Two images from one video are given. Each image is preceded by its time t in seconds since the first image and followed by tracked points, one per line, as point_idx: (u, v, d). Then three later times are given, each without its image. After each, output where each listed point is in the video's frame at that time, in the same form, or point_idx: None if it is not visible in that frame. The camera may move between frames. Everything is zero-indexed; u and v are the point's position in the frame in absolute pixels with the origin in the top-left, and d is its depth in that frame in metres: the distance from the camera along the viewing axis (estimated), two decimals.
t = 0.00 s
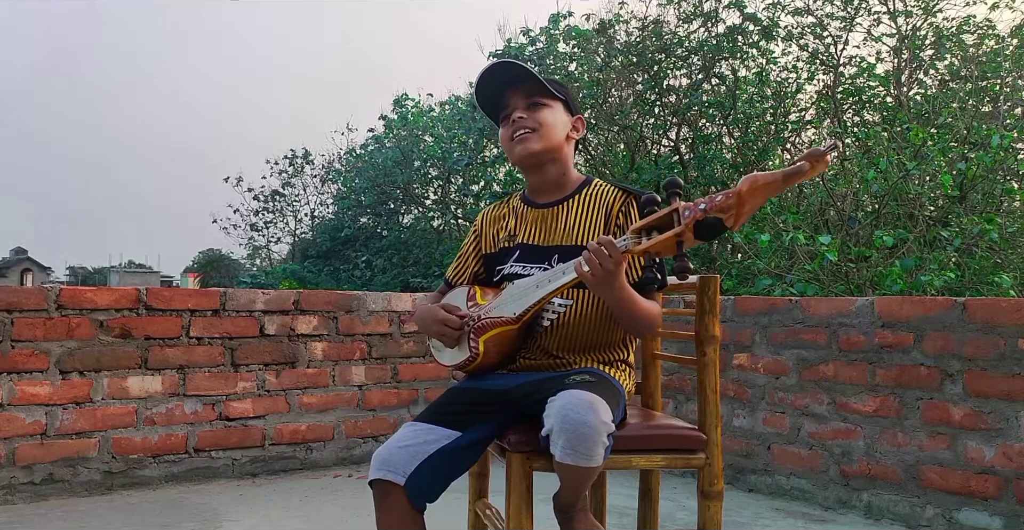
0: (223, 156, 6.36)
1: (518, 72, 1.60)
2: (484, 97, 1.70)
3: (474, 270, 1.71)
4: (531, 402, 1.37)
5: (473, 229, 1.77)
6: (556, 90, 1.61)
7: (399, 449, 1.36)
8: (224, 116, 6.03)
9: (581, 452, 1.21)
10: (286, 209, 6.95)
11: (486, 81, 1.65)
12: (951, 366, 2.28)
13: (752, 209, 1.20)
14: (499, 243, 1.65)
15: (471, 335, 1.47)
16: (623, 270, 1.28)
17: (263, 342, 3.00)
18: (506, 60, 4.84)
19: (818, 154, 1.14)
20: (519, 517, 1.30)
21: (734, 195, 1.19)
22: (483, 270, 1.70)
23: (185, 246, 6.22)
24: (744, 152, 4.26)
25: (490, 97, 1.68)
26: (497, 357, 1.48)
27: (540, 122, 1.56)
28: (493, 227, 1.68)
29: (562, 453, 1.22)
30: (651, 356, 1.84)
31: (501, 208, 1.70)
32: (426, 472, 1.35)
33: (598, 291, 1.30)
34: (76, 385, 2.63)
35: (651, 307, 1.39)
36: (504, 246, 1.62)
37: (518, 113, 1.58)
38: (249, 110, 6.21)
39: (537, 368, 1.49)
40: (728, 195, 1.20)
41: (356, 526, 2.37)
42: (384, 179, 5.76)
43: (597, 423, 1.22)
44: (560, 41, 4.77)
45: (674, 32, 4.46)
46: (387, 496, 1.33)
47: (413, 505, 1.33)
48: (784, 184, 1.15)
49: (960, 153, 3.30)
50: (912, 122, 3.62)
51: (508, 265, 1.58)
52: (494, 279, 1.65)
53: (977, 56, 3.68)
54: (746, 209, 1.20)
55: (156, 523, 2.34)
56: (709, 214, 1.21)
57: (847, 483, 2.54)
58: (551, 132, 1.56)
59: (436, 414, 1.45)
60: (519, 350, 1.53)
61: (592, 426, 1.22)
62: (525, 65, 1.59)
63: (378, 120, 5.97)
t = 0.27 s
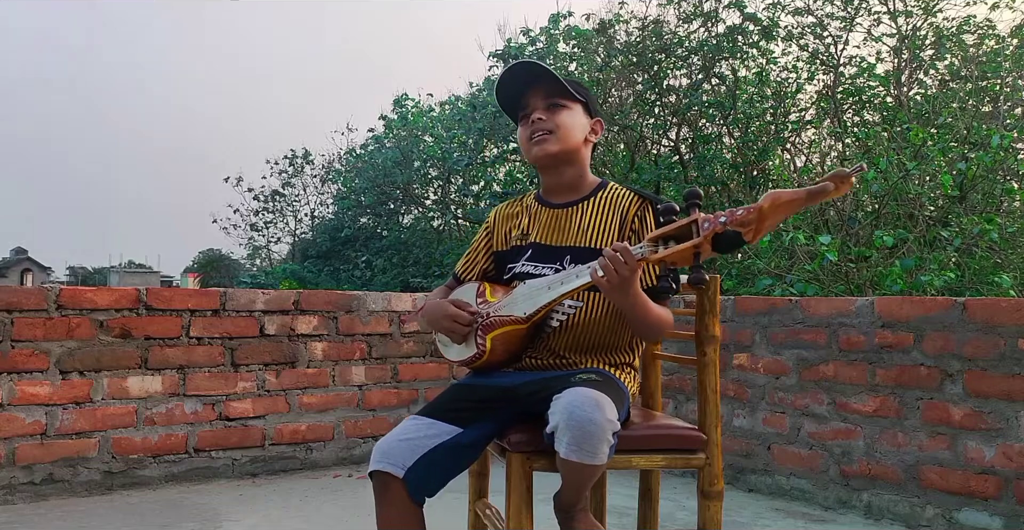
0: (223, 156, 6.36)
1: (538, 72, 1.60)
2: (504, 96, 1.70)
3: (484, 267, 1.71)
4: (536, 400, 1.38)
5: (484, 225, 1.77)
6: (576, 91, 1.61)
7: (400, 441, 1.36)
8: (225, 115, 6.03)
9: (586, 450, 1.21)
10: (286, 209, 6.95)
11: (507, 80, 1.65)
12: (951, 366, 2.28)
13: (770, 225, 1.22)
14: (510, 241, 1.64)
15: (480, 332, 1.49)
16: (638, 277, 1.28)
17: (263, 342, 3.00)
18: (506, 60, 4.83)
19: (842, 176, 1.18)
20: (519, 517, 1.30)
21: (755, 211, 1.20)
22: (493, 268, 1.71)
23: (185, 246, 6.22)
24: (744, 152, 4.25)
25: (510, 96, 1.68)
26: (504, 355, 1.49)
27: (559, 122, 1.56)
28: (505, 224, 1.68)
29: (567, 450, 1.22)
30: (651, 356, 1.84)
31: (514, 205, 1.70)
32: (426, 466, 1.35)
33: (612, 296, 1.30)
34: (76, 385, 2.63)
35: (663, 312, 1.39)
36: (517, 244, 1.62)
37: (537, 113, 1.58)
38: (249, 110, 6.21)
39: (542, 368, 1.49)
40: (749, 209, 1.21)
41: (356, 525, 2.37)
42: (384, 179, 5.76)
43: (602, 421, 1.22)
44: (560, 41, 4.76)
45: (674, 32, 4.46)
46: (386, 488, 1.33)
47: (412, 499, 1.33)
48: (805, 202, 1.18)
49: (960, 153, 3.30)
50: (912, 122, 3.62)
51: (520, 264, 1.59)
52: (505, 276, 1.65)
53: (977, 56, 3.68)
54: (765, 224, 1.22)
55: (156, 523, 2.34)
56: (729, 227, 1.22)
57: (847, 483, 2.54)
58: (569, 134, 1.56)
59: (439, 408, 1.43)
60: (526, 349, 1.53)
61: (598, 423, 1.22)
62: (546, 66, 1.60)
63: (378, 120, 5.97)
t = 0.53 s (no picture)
0: (223, 156, 6.36)
1: (555, 70, 1.59)
2: (519, 94, 1.70)
3: (490, 265, 1.70)
4: (537, 399, 1.38)
5: (493, 222, 1.76)
6: (593, 93, 1.60)
7: (399, 436, 1.37)
8: (225, 115, 6.03)
9: (586, 449, 1.21)
10: (286, 209, 6.95)
11: (522, 78, 1.65)
12: (951, 366, 2.28)
13: (788, 241, 1.22)
14: (519, 240, 1.64)
15: (484, 329, 1.49)
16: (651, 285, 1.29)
17: (263, 342, 3.00)
18: (506, 60, 4.83)
19: (864, 198, 1.16)
20: (519, 517, 1.30)
21: (773, 226, 1.20)
22: (500, 265, 1.69)
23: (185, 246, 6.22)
24: (744, 152, 4.25)
25: (526, 94, 1.67)
26: (507, 354, 1.50)
27: (573, 122, 1.55)
28: (515, 223, 1.67)
29: (567, 450, 1.22)
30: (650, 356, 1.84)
31: (524, 204, 1.68)
32: (424, 461, 1.35)
33: (623, 303, 1.30)
34: (76, 385, 2.63)
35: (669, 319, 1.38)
36: (526, 243, 1.61)
37: (551, 111, 1.58)
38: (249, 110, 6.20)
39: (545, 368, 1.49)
40: (767, 225, 1.20)
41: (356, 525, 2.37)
42: (384, 179, 5.76)
43: (603, 420, 1.22)
44: (560, 41, 4.75)
45: (674, 32, 4.46)
46: (384, 482, 1.33)
47: (409, 493, 1.33)
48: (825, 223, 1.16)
49: (960, 153, 3.30)
50: (912, 122, 3.62)
51: (529, 263, 1.58)
52: (512, 275, 1.65)
53: (977, 56, 3.68)
54: (782, 240, 1.21)
55: (156, 523, 2.33)
56: (745, 241, 1.22)
57: (847, 483, 2.54)
58: (583, 134, 1.55)
59: (438, 406, 1.44)
60: (529, 349, 1.53)
61: (598, 422, 1.22)
62: (563, 65, 1.59)
63: (378, 120, 5.97)
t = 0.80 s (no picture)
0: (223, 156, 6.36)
1: (572, 69, 1.59)
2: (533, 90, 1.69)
3: (494, 262, 1.70)
4: (538, 401, 1.39)
5: (498, 218, 1.75)
6: (607, 93, 1.60)
7: (401, 453, 1.36)
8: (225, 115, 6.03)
9: (586, 449, 1.21)
10: (286, 209, 6.95)
11: (537, 76, 1.65)
12: (951, 366, 2.28)
13: (794, 250, 1.21)
14: (524, 239, 1.64)
15: (484, 326, 1.48)
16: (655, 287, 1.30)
17: (263, 342, 3.00)
18: (506, 60, 4.82)
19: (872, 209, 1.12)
20: (519, 517, 1.30)
21: (780, 234, 1.19)
22: (504, 263, 1.70)
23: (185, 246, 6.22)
24: (744, 152, 4.25)
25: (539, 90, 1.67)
26: (508, 352, 1.49)
27: (584, 122, 1.55)
28: (520, 221, 1.67)
29: (567, 449, 1.22)
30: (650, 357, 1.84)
31: (530, 202, 1.68)
32: (429, 477, 1.35)
33: (626, 304, 1.31)
34: (76, 385, 2.63)
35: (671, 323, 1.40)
36: (531, 242, 1.61)
37: (563, 110, 1.58)
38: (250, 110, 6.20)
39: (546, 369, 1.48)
40: (774, 232, 1.20)
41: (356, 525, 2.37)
42: (384, 179, 5.76)
43: (603, 421, 1.22)
44: (560, 41, 4.75)
45: (674, 32, 4.46)
46: (391, 500, 1.33)
47: (416, 511, 1.33)
48: (832, 233, 1.15)
49: (960, 153, 3.30)
50: (912, 122, 3.62)
51: (533, 262, 1.58)
52: (516, 273, 1.65)
53: (977, 56, 3.68)
54: (788, 248, 1.21)
55: (156, 523, 2.34)
56: (751, 247, 1.22)
57: (847, 483, 2.54)
58: (594, 134, 1.55)
59: (438, 415, 1.43)
60: (530, 349, 1.53)
61: (599, 423, 1.22)
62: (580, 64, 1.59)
63: (378, 120, 5.97)
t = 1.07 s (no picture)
0: (223, 156, 6.36)
1: (589, 68, 1.60)
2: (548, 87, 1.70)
3: (491, 261, 1.70)
4: (540, 400, 1.39)
5: (495, 217, 1.75)
6: (619, 97, 1.60)
7: (401, 453, 1.36)
8: (225, 115, 6.03)
9: (590, 450, 1.21)
10: (286, 209, 6.95)
11: (554, 72, 1.66)
12: (951, 366, 2.28)
13: (795, 250, 1.20)
14: (520, 237, 1.64)
15: (483, 325, 1.48)
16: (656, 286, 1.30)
17: (263, 342, 3.00)
18: (507, 60, 4.83)
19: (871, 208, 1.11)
20: (519, 517, 1.30)
21: (780, 233, 1.19)
22: (501, 262, 1.69)
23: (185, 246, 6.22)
24: (744, 152, 4.25)
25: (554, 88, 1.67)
26: (507, 352, 1.49)
27: (592, 121, 1.55)
28: (517, 220, 1.66)
29: (571, 449, 1.21)
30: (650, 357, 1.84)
31: (527, 201, 1.67)
32: (430, 476, 1.35)
33: (626, 304, 1.31)
34: (76, 385, 2.63)
35: (669, 324, 1.41)
36: (528, 241, 1.61)
37: (573, 106, 1.58)
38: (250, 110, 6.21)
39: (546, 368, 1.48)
40: (774, 231, 1.20)
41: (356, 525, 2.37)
42: (384, 179, 5.76)
43: (608, 422, 1.22)
44: (560, 41, 4.74)
45: (674, 32, 4.46)
46: (391, 500, 1.33)
47: (416, 509, 1.33)
48: (832, 232, 1.15)
49: (960, 153, 3.30)
50: (912, 122, 3.63)
51: (530, 261, 1.58)
52: (513, 272, 1.65)
53: (977, 56, 3.68)
54: (788, 248, 1.20)
55: (156, 523, 2.34)
56: (751, 246, 1.21)
57: (847, 483, 2.54)
58: (600, 134, 1.55)
59: (437, 415, 1.44)
60: (530, 348, 1.52)
61: (604, 425, 1.22)
62: (597, 63, 1.59)
63: (378, 120, 5.97)
